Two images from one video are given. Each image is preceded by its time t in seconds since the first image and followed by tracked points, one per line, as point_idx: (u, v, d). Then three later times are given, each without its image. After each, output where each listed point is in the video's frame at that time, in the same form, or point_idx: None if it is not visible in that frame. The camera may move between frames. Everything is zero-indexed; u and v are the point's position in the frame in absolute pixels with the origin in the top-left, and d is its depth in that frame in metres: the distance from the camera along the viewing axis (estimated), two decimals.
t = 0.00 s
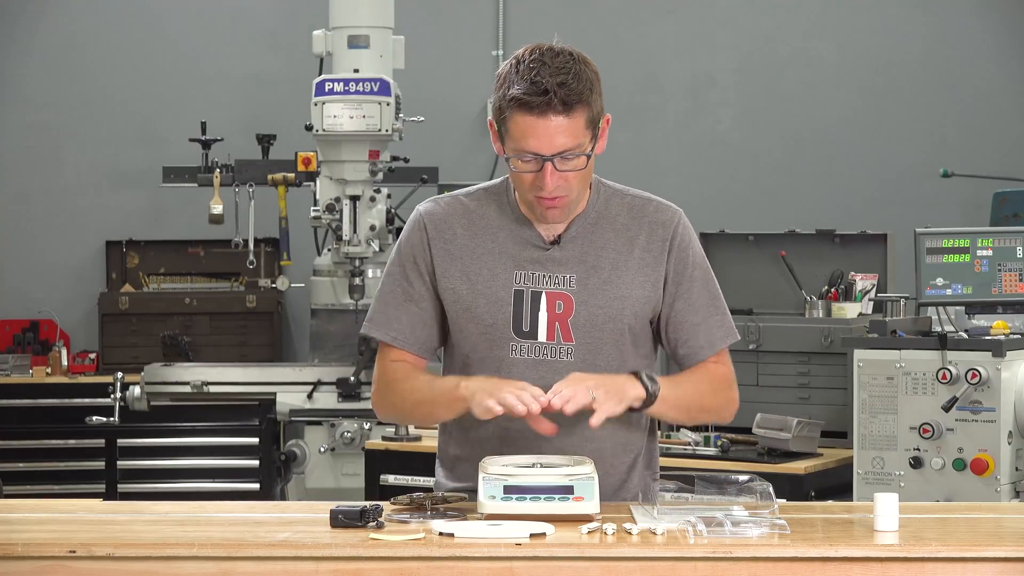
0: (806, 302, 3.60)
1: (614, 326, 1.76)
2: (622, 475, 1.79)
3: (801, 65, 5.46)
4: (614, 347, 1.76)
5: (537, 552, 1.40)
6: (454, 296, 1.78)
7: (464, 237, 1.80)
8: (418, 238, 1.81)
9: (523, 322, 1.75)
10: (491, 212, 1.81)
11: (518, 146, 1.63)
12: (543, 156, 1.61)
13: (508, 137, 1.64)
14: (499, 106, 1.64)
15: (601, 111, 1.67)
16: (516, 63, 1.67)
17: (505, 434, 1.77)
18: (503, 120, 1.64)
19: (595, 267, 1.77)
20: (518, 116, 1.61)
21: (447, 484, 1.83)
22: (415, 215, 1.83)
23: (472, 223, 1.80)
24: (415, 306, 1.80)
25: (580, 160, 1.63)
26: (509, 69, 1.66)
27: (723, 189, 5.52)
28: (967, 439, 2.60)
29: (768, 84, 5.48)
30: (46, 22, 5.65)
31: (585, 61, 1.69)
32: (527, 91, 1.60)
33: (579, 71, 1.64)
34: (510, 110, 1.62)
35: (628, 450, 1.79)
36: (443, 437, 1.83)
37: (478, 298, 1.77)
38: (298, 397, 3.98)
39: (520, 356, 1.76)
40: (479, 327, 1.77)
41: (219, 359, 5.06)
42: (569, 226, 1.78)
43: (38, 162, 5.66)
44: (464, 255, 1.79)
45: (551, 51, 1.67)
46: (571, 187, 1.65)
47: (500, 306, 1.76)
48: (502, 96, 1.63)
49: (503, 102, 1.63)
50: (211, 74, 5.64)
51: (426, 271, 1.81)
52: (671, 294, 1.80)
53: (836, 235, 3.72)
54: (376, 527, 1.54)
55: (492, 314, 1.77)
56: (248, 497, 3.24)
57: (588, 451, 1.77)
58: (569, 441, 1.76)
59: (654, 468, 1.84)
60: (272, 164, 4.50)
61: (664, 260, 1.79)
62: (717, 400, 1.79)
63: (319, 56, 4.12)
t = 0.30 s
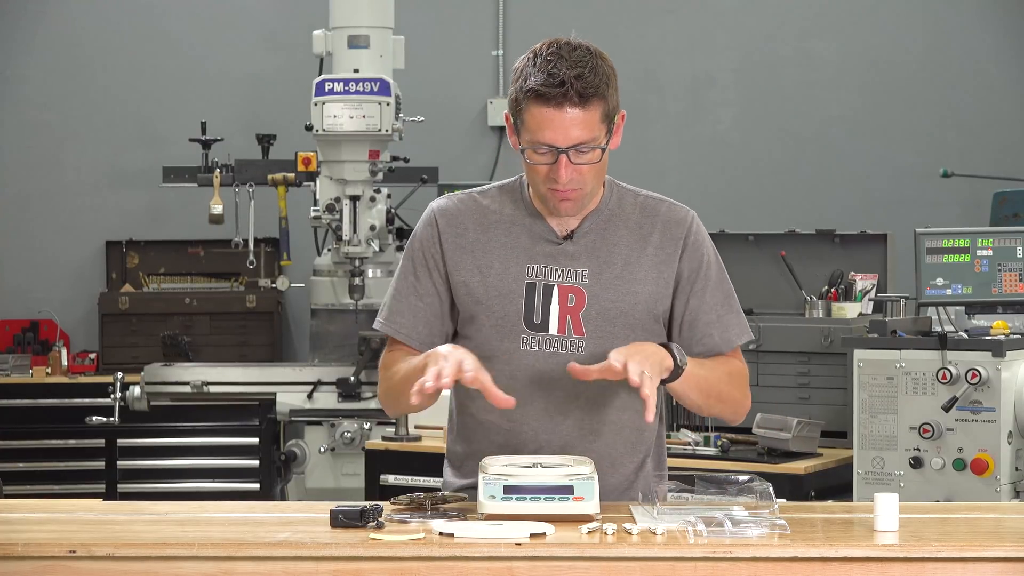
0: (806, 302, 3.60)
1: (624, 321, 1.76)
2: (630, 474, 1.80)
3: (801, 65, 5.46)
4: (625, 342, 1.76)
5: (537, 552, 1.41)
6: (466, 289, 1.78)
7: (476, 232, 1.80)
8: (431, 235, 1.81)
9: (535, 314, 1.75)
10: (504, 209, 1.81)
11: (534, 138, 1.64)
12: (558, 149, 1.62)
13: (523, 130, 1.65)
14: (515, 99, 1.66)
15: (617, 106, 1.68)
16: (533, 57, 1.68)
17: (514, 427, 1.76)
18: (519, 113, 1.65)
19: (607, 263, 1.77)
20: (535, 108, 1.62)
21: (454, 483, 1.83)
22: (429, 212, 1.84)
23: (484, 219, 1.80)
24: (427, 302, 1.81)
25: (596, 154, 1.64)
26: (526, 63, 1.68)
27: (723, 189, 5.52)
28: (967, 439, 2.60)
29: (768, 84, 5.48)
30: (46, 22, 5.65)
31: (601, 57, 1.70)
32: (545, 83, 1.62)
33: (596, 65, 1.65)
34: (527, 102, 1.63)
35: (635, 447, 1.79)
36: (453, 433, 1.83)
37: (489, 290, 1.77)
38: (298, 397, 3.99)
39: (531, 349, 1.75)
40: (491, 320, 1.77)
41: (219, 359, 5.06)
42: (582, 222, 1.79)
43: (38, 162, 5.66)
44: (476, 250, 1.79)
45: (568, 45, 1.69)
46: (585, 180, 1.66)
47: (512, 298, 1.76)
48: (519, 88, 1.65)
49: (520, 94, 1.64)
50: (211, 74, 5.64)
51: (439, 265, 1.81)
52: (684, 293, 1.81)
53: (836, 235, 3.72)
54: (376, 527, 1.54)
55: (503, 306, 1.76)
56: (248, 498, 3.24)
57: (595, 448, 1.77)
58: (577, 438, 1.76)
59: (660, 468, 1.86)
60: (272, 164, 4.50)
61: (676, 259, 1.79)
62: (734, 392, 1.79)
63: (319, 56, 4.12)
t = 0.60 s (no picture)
0: (805, 303, 3.60)
1: (635, 322, 1.76)
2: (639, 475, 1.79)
3: (801, 65, 5.46)
4: (635, 343, 1.76)
5: (537, 552, 1.41)
6: (478, 289, 1.80)
7: (489, 232, 1.82)
8: (445, 237, 1.84)
9: (544, 314, 1.76)
10: (517, 210, 1.83)
11: (545, 137, 1.65)
12: (568, 147, 1.63)
13: (534, 129, 1.66)
14: (527, 98, 1.67)
15: (628, 106, 1.69)
16: (545, 57, 1.70)
17: (523, 426, 1.77)
18: (530, 112, 1.66)
19: (618, 263, 1.78)
20: (546, 106, 1.63)
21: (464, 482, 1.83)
22: (444, 213, 1.87)
23: (497, 221, 1.82)
24: (440, 305, 1.84)
25: (607, 152, 1.65)
26: (538, 63, 1.69)
27: (722, 189, 5.52)
28: (967, 440, 2.60)
29: (768, 85, 5.48)
30: (46, 22, 5.65)
31: (613, 58, 1.71)
32: (556, 81, 1.63)
33: (607, 64, 1.66)
34: (538, 100, 1.64)
35: (645, 447, 1.79)
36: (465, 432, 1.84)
37: (500, 290, 1.79)
38: (297, 397, 3.99)
39: (541, 349, 1.77)
40: (502, 319, 1.78)
41: (218, 359, 5.06)
42: (594, 223, 1.80)
43: (37, 162, 5.66)
44: (488, 250, 1.81)
45: (580, 46, 1.70)
46: (597, 180, 1.66)
47: (522, 298, 1.78)
48: (530, 87, 1.66)
49: (531, 93, 1.66)
50: (211, 74, 5.64)
51: (453, 266, 1.83)
52: (696, 300, 1.81)
53: (835, 235, 3.72)
54: (375, 527, 1.54)
55: (513, 306, 1.78)
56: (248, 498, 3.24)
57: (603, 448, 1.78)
58: (585, 437, 1.78)
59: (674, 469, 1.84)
60: (271, 164, 4.51)
61: (687, 262, 1.80)
62: (730, 405, 1.80)
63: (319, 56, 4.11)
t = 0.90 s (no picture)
0: (805, 303, 3.60)
1: (645, 324, 1.77)
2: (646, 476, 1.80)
3: (801, 65, 5.46)
4: (645, 345, 1.77)
5: (536, 553, 1.41)
6: (488, 290, 1.81)
7: (500, 234, 1.83)
8: (455, 237, 1.86)
9: (554, 315, 1.77)
10: (529, 212, 1.84)
11: (573, 133, 1.67)
12: (598, 143, 1.66)
13: (562, 125, 1.68)
14: (554, 95, 1.69)
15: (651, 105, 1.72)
16: (569, 55, 1.72)
17: (532, 428, 1.79)
18: (557, 108, 1.69)
19: (629, 266, 1.78)
20: (576, 101, 1.66)
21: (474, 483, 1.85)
22: (454, 213, 1.88)
23: (508, 222, 1.83)
24: (449, 304, 1.87)
25: (634, 148, 1.68)
26: (563, 61, 1.72)
27: (722, 189, 5.52)
28: (966, 440, 2.60)
29: (768, 85, 5.49)
30: (46, 22, 5.65)
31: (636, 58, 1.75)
32: (586, 76, 1.66)
33: (633, 62, 1.70)
34: (567, 95, 1.67)
35: (653, 450, 1.80)
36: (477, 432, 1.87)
37: (510, 291, 1.80)
38: (297, 398, 3.98)
39: (550, 351, 1.78)
40: (512, 321, 1.79)
41: (218, 360, 5.06)
42: (605, 224, 1.81)
43: (36, 162, 5.66)
44: (499, 251, 1.82)
45: (601, 45, 1.73)
46: (624, 177, 1.68)
47: (532, 300, 1.79)
48: (559, 83, 1.69)
49: (559, 89, 1.69)
50: (211, 75, 5.64)
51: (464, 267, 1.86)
52: (707, 304, 1.81)
53: (835, 235, 3.71)
54: (374, 527, 1.54)
55: (523, 307, 1.79)
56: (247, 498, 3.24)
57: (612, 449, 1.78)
58: (594, 439, 1.78)
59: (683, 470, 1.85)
60: (271, 164, 4.50)
61: (699, 266, 1.80)
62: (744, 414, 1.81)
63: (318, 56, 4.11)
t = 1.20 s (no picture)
0: (804, 304, 3.61)
1: (653, 327, 1.76)
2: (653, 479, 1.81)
3: (801, 66, 5.46)
4: (654, 347, 1.77)
5: (534, 554, 1.40)
6: (498, 291, 1.81)
7: (510, 236, 1.83)
8: (467, 239, 1.87)
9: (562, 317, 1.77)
10: (539, 213, 1.84)
11: (582, 134, 1.67)
12: (607, 145, 1.66)
13: (571, 126, 1.69)
14: (564, 96, 1.70)
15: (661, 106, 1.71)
16: (580, 56, 1.72)
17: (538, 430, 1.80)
18: (567, 109, 1.69)
19: (639, 268, 1.78)
20: (585, 103, 1.66)
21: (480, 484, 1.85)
22: (466, 215, 1.89)
23: (519, 224, 1.84)
24: (460, 305, 1.88)
25: (643, 150, 1.67)
26: (574, 61, 1.72)
27: (721, 190, 5.53)
28: (964, 441, 2.60)
29: (767, 85, 5.49)
30: (45, 23, 5.65)
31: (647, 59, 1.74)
32: (595, 78, 1.66)
33: (643, 64, 1.69)
34: (577, 97, 1.67)
35: (661, 452, 1.80)
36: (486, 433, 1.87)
37: (519, 293, 1.80)
38: (296, 400, 4.02)
39: (558, 352, 1.78)
40: (521, 323, 1.80)
41: (216, 361, 5.05)
42: (615, 227, 1.81)
43: (35, 163, 5.66)
44: (509, 253, 1.82)
45: (612, 46, 1.72)
46: (633, 179, 1.68)
47: (540, 302, 1.79)
48: (569, 84, 1.69)
49: (568, 90, 1.69)
50: (210, 75, 5.64)
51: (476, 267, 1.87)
52: (717, 307, 1.81)
53: (832, 236, 3.71)
54: (372, 528, 1.54)
55: (531, 308, 1.79)
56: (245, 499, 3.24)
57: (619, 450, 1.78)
58: (600, 440, 1.78)
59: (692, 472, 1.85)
60: (269, 165, 4.50)
61: (709, 269, 1.80)
62: (755, 419, 1.82)
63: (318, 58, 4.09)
